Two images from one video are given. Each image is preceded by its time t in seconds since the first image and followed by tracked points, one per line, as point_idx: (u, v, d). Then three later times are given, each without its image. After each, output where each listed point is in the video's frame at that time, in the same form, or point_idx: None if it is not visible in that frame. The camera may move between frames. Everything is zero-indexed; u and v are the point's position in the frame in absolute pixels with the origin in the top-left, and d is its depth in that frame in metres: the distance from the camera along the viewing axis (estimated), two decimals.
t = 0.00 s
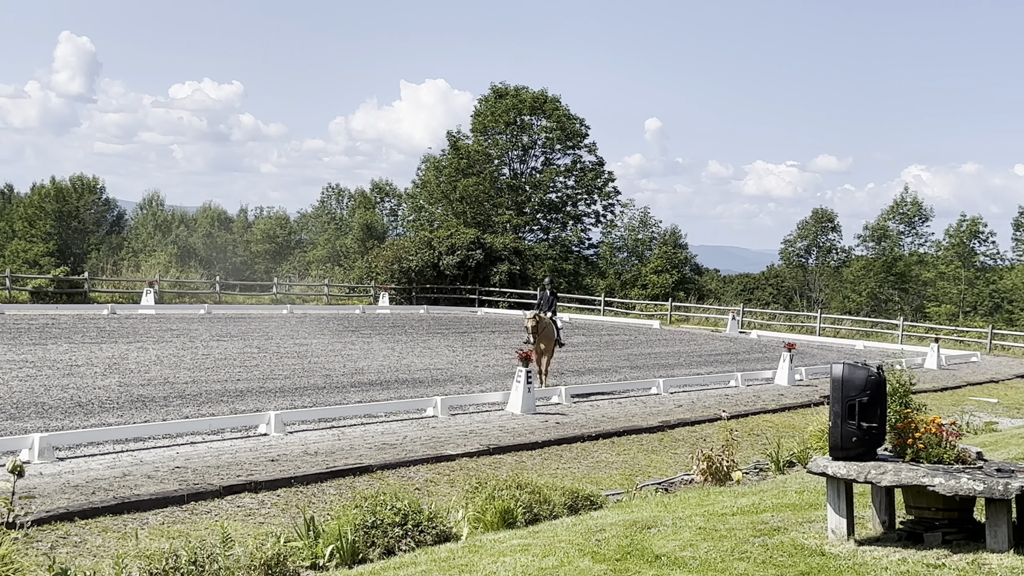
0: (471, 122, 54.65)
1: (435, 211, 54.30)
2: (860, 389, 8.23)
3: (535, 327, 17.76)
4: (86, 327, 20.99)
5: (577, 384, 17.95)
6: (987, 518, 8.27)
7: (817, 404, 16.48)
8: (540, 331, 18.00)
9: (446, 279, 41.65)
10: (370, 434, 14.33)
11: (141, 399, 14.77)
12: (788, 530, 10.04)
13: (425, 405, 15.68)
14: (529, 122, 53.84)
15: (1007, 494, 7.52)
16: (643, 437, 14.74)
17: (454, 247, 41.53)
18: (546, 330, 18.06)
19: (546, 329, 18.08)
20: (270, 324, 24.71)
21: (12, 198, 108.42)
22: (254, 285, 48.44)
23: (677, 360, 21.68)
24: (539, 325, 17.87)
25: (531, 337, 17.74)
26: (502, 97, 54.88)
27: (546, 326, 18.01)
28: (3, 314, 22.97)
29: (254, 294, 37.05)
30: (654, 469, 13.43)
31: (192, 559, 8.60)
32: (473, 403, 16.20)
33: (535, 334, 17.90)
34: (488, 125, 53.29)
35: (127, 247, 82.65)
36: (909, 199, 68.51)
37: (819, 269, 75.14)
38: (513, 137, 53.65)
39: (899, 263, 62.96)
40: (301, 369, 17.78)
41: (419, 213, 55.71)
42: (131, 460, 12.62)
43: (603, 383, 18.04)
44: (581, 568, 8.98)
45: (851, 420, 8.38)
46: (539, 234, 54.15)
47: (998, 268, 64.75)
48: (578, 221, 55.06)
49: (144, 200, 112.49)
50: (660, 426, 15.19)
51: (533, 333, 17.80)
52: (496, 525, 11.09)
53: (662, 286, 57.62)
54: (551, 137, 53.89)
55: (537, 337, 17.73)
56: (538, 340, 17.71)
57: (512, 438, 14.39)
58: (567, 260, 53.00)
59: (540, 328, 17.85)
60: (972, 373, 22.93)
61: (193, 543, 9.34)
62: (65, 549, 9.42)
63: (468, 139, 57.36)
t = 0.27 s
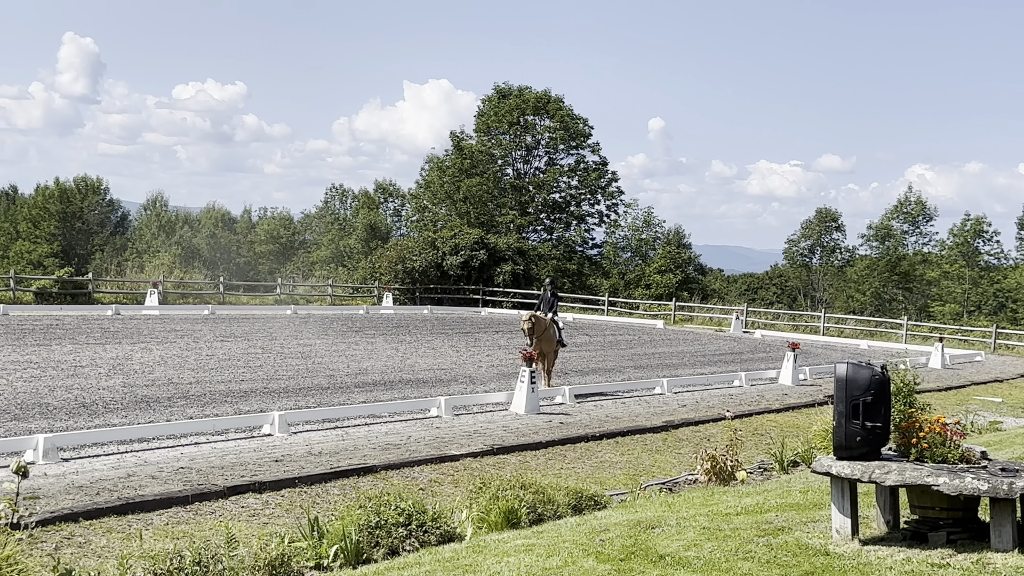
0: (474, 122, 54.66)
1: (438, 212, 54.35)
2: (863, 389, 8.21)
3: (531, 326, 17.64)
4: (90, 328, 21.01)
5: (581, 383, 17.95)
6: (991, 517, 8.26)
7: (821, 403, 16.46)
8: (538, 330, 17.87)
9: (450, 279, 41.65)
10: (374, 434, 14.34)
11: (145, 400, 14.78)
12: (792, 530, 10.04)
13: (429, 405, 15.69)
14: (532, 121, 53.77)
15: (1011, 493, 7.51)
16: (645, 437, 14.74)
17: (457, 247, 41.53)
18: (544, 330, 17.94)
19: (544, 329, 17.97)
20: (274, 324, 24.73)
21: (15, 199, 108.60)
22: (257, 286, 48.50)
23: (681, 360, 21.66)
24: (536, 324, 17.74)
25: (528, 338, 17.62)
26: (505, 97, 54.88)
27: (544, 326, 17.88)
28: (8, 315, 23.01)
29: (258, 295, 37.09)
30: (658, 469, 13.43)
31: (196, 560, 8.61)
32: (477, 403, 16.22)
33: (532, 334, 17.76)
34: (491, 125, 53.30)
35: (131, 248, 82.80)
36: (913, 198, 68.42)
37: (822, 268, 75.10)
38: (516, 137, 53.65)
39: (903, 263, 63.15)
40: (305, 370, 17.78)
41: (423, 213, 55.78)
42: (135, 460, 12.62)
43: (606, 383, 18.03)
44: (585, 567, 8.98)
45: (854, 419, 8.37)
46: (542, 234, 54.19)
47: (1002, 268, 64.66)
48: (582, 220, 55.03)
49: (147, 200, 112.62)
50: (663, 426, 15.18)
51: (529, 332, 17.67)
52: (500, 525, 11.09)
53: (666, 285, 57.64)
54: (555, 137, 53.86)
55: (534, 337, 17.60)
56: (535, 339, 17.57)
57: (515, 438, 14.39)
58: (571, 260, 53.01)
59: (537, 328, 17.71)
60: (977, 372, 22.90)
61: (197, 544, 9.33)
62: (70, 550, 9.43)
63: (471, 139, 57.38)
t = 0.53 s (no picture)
0: (479, 122, 54.65)
1: (443, 212, 54.38)
2: (869, 389, 8.21)
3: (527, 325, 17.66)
4: (96, 328, 21.03)
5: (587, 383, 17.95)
6: (998, 517, 8.24)
7: (827, 403, 16.45)
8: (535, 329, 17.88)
9: (455, 279, 41.65)
10: (379, 434, 14.35)
11: (151, 400, 14.80)
12: (798, 529, 10.03)
13: (434, 405, 15.69)
14: (537, 121, 53.79)
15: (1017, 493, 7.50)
16: (651, 436, 14.73)
17: (462, 247, 41.55)
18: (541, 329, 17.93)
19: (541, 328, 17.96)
20: (279, 325, 24.74)
21: (20, 199, 108.84)
22: (262, 286, 48.58)
23: (686, 360, 21.65)
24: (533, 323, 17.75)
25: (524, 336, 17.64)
26: (510, 97, 54.84)
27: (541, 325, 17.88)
28: (15, 316, 23.05)
29: (264, 295, 37.13)
30: (664, 468, 13.42)
31: (203, 560, 8.62)
32: (483, 403, 16.23)
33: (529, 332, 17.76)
34: (496, 125, 53.29)
35: (137, 249, 82.97)
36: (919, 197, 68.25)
37: (828, 268, 75.07)
38: (521, 137, 53.69)
39: (909, 262, 63.24)
40: (310, 370, 17.78)
41: (428, 213, 55.82)
42: (141, 461, 12.64)
43: (612, 383, 18.01)
44: (591, 567, 8.97)
45: (860, 419, 8.36)
46: (548, 234, 54.20)
47: (1008, 267, 64.56)
48: (587, 220, 55.03)
49: (153, 201, 112.82)
50: (668, 425, 15.17)
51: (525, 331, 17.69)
52: (506, 525, 11.08)
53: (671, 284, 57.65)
54: (560, 137, 53.89)
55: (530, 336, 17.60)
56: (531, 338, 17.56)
57: (520, 438, 14.39)
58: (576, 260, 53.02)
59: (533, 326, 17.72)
60: (983, 371, 22.87)
61: (203, 544, 9.34)
62: (75, 551, 9.43)
63: (476, 139, 57.40)
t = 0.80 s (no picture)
0: (486, 122, 54.71)
1: (449, 212, 54.42)
2: (877, 387, 8.19)
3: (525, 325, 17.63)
4: (104, 329, 21.08)
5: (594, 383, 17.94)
6: (1006, 516, 8.21)
7: (835, 402, 16.42)
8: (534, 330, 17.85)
9: (462, 279, 41.63)
10: (387, 434, 14.35)
11: (159, 401, 14.82)
12: (806, 529, 10.01)
13: (441, 405, 15.69)
14: (544, 121, 53.79)
15: None
16: (658, 436, 14.72)
17: (469, 247, 41.55)
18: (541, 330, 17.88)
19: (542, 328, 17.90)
20: (287, 325, 24.76)
21: (28, 200, 109.29)
22: (269, 287, 48.71)
23: (694, 359, 21.63)
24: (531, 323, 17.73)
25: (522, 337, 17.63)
26: (516, 97, 54.87)
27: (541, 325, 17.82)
28: (24, 316, 23.12)
29: (272, 295, 37.19)
30: (671, 468, 13.41)
31: (211, 560, 8.62)
32: (490, 403, 16.23)
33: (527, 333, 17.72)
34: (503, 125, 53.34)
35: (144, 249, 83.22)
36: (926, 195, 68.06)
37: (835, 267, 75.02)
38: (528, 137, 53.70)
39: (916, 260, 63.22)
40: (317, 370, 17.79)
41: (434, 213, 55.89)
42: (149, 461, 12.65)
43: (619, 382, 17.99)
44: (599, 567, 8.97)
45: (868, 417, 8.34)
46: (555, 233, 54.19)
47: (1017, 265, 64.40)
48: (593, 220, 54.98)
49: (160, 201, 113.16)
50: (675, 425, 15.16)
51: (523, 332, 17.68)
52: (513, 525, 11.08)
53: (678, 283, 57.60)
54: (566, 136, 53.87)
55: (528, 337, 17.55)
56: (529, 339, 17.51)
57: (527, 438, 14.38)
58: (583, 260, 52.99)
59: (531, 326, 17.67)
60: (991, 370, 22.81)
61: (211, 544, 9.36)
62: (85, 550, 9.44)
63: (483, 139, 57.41)
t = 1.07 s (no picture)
0: (494, 121, 54.74)
1: (458, 211, 54.45)
2: (888, 386, 8.15)
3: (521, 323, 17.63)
4: (115, 329, 21.13)
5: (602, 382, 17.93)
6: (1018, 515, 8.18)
7: (844, 401, 16.38)
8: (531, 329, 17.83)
9: (471, 279, 41.64)
10: (396, 434, 14.35)
11: (168, 400, 14.83)
12: (816, 528, 9.99)
13: (451, 404, 15.69)
14: (552, 120, 53.77)
15: None
16: (667, 435, 14.71)
17: (477, 246, 41.59)
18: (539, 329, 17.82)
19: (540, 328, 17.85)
20: (296, 325, 24.78)
21: (38, 200, 109.73)
22: (277, 286, 48.83)
23: (703, 358, 21.60)
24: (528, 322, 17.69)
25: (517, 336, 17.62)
26: (524, 96, 54.88)
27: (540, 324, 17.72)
28: (35, 316, 23.17)
29: (281, 295, 37.25)
30: (680, 467, 13.40)
31: (221, 560, 8.60)
32: (499, 402, 16.23)
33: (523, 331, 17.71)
34: (511, 124, 53.35)
35: (152, 250, 83.47)
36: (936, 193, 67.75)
37: (844, 265, 74.93)
38: (536, 136, 53.71)
39: (925, 259, 63.13)
40: (326, 370, 17.79)
41: (442, 213, 55.95)
42: (159, 461, 12.67)
43: (628, 382, 17.97)
44: (609, 566, 8.96)
45: (879, 416, 8.31)
46: (564, 233, 54.19)
47: None
48: (602, 219, 54.94)
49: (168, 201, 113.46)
50: (684, 424, 15.14)
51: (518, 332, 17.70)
52: (523, 524, 11.07)
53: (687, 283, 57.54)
54: (574, 135, 53.84)
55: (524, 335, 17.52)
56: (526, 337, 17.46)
57: (536, 438, 14.37)
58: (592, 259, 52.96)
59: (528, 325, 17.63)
60: (1002, 369, 22.74)
61: (221, 544, 9.36)
62: (95, 550, 9.45)
63: (491, 138, 57.42)
